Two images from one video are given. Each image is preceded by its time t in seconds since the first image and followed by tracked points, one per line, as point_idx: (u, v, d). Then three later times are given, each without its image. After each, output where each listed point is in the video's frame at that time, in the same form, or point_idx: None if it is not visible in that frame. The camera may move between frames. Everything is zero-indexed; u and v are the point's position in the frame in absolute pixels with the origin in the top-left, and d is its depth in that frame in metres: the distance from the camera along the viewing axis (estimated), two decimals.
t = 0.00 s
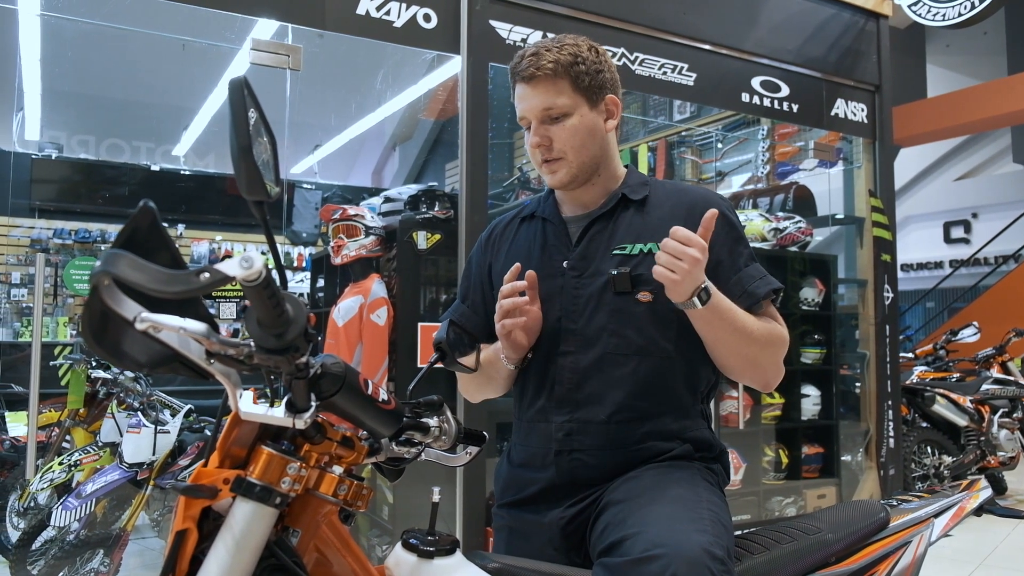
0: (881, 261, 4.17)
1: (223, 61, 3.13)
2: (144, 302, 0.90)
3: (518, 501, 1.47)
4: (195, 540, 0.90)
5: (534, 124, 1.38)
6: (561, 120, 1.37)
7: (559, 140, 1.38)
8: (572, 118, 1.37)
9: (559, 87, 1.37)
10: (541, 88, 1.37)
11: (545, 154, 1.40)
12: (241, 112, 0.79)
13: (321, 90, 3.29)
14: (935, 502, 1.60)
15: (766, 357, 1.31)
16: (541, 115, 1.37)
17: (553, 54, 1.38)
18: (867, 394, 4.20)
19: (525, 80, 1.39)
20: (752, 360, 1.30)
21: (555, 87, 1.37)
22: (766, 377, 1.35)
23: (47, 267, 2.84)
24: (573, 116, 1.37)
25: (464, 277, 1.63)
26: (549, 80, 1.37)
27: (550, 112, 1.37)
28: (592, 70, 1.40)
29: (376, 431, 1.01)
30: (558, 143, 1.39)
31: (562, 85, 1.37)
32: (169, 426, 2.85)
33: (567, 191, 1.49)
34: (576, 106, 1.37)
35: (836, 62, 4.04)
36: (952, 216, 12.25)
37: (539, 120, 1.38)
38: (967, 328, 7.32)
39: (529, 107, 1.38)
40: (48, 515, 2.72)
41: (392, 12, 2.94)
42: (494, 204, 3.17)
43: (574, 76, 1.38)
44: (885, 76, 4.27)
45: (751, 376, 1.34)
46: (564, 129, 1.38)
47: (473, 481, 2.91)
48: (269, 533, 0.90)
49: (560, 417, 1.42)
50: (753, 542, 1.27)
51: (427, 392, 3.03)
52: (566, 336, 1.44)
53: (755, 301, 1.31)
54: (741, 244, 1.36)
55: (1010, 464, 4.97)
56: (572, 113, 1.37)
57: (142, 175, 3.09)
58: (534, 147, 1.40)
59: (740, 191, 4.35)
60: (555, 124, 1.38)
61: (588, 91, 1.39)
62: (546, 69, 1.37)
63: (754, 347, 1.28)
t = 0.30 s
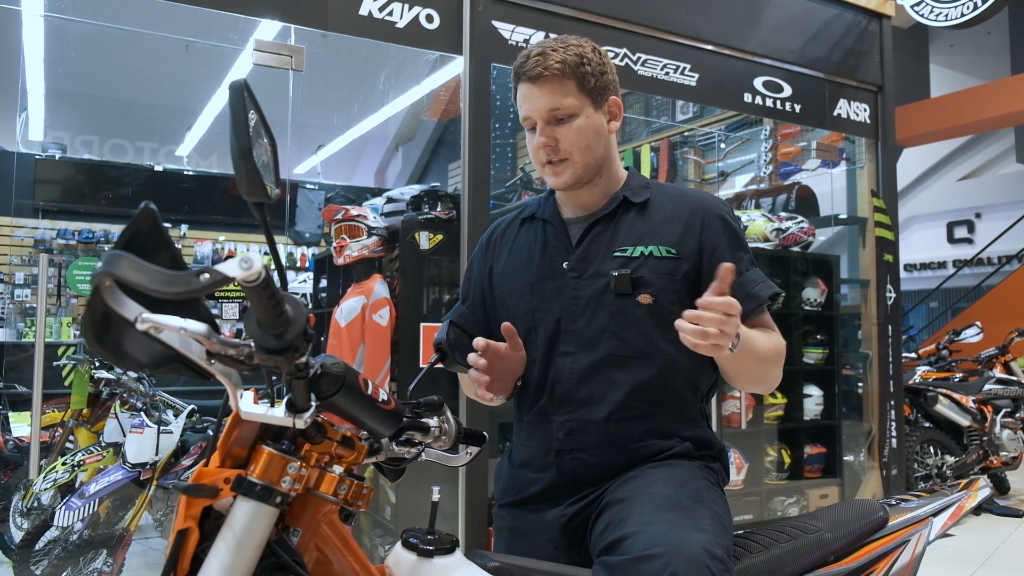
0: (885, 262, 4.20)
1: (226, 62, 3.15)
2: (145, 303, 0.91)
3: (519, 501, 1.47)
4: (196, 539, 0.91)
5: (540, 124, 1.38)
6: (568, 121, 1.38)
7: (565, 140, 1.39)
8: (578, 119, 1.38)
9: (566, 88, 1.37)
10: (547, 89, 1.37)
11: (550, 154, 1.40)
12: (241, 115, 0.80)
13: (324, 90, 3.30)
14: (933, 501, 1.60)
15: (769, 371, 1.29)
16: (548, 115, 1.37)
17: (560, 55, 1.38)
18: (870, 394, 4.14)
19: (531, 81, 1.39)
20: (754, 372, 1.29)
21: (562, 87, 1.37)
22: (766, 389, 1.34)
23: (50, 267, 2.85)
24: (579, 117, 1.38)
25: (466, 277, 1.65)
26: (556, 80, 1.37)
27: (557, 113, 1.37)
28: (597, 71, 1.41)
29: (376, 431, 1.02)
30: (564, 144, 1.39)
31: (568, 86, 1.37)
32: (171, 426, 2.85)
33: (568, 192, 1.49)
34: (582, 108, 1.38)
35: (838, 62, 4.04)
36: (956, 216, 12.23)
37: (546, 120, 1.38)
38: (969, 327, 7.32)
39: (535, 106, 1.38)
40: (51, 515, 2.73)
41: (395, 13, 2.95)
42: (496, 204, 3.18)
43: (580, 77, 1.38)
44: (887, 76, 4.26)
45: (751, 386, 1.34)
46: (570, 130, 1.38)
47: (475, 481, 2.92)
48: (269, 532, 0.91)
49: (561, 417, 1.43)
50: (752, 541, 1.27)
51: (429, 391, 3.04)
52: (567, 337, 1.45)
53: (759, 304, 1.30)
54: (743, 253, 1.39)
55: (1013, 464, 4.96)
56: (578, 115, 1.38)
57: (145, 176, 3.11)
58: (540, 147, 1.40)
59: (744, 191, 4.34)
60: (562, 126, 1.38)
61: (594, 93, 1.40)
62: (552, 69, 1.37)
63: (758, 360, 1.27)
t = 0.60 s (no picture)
0: (886, 262, 4.20)
1: (227, 62, 3.15)
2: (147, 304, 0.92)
3: (519, 500, 1.48)
4: (196, 538, 0.91)
5: (545, 127, 1.39)
6: (573, 125, 1.38)
7: (570, 143, 1.39)
8: (582, 124, 1.38)
9: (573, 92, 1.38)
10: (553, 92, 1.37)
11: (553, 157, 1.40)
12: (240, 116, 0.80)
13: (325, 92, 3.29)
14: (931, 501, 1.60)
15: (743, 383, 1.29)
16: (553, 119, 1.38)
17: (567, 58, 1.38)
18: (870, 394, 4.17)
19: (537, 83, 1.39)
20: (724, 390, 1.29)
21: (568, 91, 1.37)
22: (755, 395, 1.33)
23: (51, 267, 2.85)
24: (584, 122, 1.39)
25: (468, 279, 1.65)
26: (562, 84, 1.37)
27: (562, 116, 1.37)
28: (605, 76, 1.41)
29: (376, 430, 1.02)
30: (568, 148, 1.39)
31: (574, 90, 1.38)
32: (173, 426, 2.85)
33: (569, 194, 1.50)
34: (587, 112, 1.39)
35: (839, 62, 4.04)
36: (957, 216, 12.22)
37: (550, 123, 1.38)
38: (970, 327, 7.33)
39: (540, 109, 1.38)
40: (52, 515, 2.74)
41: (396, 13, 2.95)
42: (497, 204, 3.19)
43: (586, 81, 1.38)
44: (888, 76, 4.26)
45: (740, 399, 1.33)
46: (574, 134, 1.39)
47: (476, 480, 2.92)
48: (269, 531, 0.91)
49: (560, 416, 1.43)
50: (750, 540, 1.28)
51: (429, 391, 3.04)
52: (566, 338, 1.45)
53: (729, 308, 1.28)
54: (727, 249, 1.34)
55: (1014, 463, 4.96)
56: (583, 120, 1.38)
57: (146, 175, 3.11)
58: (544, 149, 1.40)
59: (745, 192, 4.31)
60: (566, 129, 1.38)
61: (599, 97, 1.40)
62: (559, 73, 1.37)
63: (718, 378, 1.27)
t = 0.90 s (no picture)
0: (883, 261, 4.21)
1: (226, 63, 3.15)
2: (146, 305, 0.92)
3: (517, 501, 1.48)
4: (196, 539, 0.91)
5: (569, 114, 1.40)
6: (596, 115, 1.40)
7: (590, 134, 1.41)
8: (605, 116, 1.41)
9: (599, 83, 1.40)
10: (581, 81, 1.40)
11: (572, 145, 1.41)
12: (240, 117, 0.80)
13: (325, 92, 3.29)
14: (928, 500, 1.61)
15: (742, 384, 1.29)
16: (578, 106, 1.39)
17: (597, 51, 1.41)
18: (869, 394, 4.20)
19: (564, 70, 1.40)
20: (726, 393, 1.29)
21: (594, 82, 1.40)
22: (758, 395, 1.33)
23: (50, 267, 2.85)
24: (606, 115, 1.41)
25: (466, 277, 1.66)
26: (591, 74, 1.40)
27: (588, 105, 1.39)
28: (629, 74, 1.45)
29: (376, 431, 1.02)
30: (588, 137, 1.41)
31: (601, 82, 1.40)
32: (172, 426, 2.86)
33: (574, 189, 1.51)
34: (611, 107, 1.42)
35: (837, 63, 4.05)
36: (955, 216, 12.24)
37: (574, 110, 1.40)
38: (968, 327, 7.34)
39: (566, 96, 1.40)
40: (50, 516, 2.75)
41: (395, 14, 2.95)
42: (495, 204, 3.19)
43: (612, 76, 1.42)
44: (886, 78, 4.27)
45: (743, 400, 1.33)
46: (596, 125, 1.41)
47: (475, 480, 2.93)
48: (269, 532, 0.91)
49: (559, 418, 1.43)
50: (747, 540, 1.28)
51: (428, 391, 3.05)
52: (564, 339, 1.46)
53: (728, 309, 1.28)
54: (724, 250, 1.35)
55: (1011, 463, 4.97)
56: (607, 113, 1.41)
57: (145, 175, 3.11)
58: (564, 135, 1.41)
59: (744, 192, 4.33)
60: (589, 119, 1.40)
61: (622, 95, 1.44)
62: (588, 63, 1.39)
63: (718, 381, 1.28)
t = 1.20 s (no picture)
0: (880, 262, 4.19)
1: (224, 62, 3.14)
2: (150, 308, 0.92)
3: (519, 503, 1.48)
4: (197, 541, 0.91)
5: (606, 111, 1.42)
6: (630, 121, 1.43)
7: (620, 137, 1.43)
8: (637, 125, 1.44)
9: (640, 93, 1.44)
10: (624, 84, 1.42)
11: (599, 141, 1.43)
12: (242, 117, 0.80)
13: (323, 89, 3.31)
14: (927, 501, 1.62)
15: (746, 389, 1.34)
16: (617, 108, 1.42)
17: (644, 60, 1.45)
18: (866, 394, 4.18)
19: (613, 69, 1.43)
20: (729, 398, 1.33)
21: (635, 89, 1.43)
22: (756, 401, 1.37)
23: (47, 267, 2.85)
24: (638, 124, 1.45)
25: (459, 271, 1.64)
26: (634, 81, 1.43)
27: (625, 110, 1.42)
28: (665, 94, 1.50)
29: (377, 433, 1.03)
30: (617, 139, 1.43)
31: (642, 92, 1.44)
32: (170, 427, 2.86)
33: (583, 188, 1.51)
34: (643, 118, 1.45)
35: (835, 64, 4.06)
36: (951, 217, 12.28)
37: (612, 109, 1.41)
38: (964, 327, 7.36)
39: (608, 93, 1.42)
40: (48, 516, 2.75)
41: (393, 14, 2.95)
42: (494, 205, 3.19)
43: (649, 90, 1.46)
44: (883, 78, 4.28)
45: (742, 405, 1.37)
46: (627, 131, 1.43)
47: (474, 481, 2.93)
48: (271, 534, 0.92)
49: (561, 419, 1.43)
50: (748, 541, 1.29)
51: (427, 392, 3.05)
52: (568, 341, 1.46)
53: (740, 320, 1.32)
54: (734, 261, 1.39)
55: (1007, 463, 4.99)
56: (639, 122, 1.44)
57: (142, 174, 3.08)
58: (596, 130, 1.42)
59: (741, 192, 4.34)
60: (623, 123, 1.43)
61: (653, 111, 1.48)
62: (636, 70, 1.43)
63: (723, 387, 1.32)
